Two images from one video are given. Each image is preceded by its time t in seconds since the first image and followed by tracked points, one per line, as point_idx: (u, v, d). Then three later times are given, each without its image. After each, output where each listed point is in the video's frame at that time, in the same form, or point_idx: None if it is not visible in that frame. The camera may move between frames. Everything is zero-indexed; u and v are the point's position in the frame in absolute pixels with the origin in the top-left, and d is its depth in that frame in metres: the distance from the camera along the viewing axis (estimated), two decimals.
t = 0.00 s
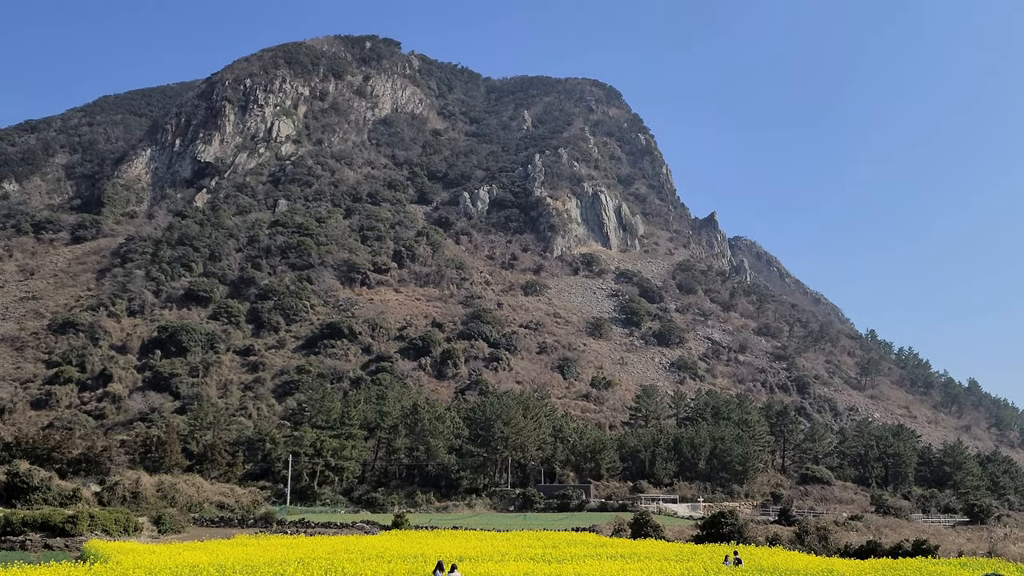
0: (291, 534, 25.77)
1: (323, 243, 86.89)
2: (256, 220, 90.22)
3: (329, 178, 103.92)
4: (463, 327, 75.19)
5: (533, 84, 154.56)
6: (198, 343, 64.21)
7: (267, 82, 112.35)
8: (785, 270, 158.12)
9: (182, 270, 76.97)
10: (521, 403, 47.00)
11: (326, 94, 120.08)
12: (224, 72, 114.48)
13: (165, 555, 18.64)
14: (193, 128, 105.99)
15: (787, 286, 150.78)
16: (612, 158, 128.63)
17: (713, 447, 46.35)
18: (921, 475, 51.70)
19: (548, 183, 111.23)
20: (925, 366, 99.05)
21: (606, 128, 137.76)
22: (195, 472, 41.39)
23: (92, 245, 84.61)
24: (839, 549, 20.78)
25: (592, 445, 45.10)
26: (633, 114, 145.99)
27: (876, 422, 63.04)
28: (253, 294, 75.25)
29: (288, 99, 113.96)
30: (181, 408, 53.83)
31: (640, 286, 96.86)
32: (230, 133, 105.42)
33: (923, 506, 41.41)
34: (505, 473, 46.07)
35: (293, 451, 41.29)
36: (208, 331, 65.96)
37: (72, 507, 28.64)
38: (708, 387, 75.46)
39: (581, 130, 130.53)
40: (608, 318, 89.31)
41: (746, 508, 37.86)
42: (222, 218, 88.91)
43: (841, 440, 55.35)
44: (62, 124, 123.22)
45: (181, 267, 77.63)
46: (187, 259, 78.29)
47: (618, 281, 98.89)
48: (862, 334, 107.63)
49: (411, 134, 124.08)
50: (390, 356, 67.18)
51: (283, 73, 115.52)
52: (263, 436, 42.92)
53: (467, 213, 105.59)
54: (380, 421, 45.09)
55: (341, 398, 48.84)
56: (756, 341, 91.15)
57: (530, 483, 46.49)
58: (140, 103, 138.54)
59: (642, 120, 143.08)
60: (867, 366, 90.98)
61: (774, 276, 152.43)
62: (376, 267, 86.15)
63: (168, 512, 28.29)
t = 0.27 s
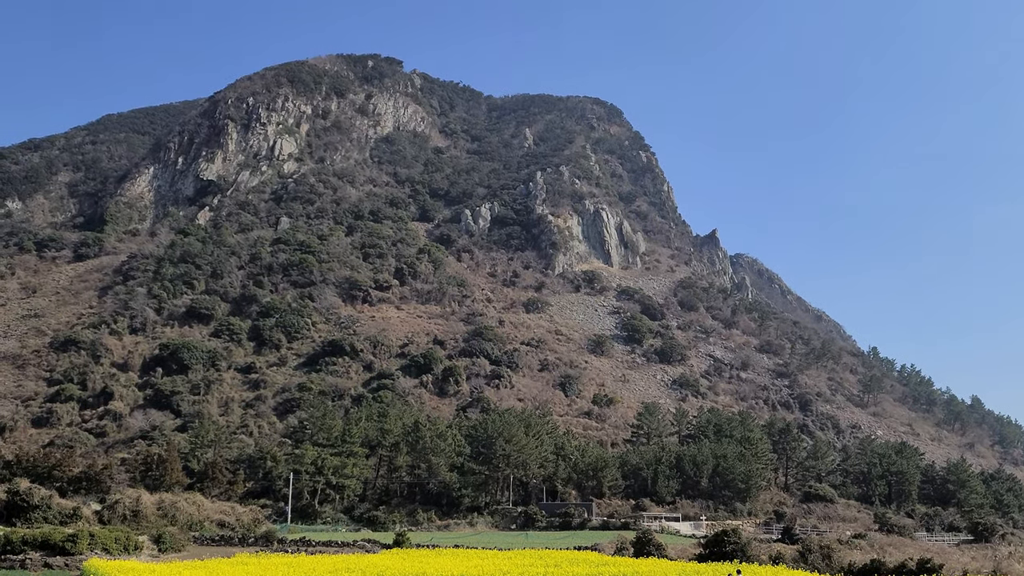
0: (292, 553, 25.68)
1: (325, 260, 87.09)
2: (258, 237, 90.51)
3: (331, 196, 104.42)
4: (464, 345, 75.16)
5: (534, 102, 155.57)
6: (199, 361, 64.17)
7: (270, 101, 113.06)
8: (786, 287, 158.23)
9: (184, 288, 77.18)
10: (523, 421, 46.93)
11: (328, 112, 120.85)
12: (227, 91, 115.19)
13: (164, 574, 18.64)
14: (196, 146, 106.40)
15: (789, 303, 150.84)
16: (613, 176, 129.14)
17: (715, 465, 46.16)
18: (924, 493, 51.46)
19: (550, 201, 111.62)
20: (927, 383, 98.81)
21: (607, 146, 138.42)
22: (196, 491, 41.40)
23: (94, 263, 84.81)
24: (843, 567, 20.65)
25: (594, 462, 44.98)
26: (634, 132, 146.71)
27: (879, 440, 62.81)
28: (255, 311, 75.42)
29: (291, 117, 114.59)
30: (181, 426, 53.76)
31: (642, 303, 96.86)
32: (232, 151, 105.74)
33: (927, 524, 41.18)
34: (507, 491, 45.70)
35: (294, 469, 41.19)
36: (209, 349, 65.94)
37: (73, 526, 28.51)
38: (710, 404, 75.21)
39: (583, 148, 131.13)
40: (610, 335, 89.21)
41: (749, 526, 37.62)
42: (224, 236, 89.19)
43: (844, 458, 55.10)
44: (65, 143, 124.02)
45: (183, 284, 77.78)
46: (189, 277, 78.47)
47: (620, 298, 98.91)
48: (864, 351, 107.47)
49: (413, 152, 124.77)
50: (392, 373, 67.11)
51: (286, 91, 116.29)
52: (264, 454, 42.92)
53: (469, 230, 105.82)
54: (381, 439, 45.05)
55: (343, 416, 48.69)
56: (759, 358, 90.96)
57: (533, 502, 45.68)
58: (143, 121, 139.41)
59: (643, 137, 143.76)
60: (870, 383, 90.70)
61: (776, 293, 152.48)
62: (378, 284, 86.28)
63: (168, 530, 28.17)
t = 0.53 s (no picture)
0: (292, 571, 25.56)
1: (326, 276, 87.21)
2: (259, 253, 90.73)
3: (333, 213, 104.77)
4: (465, 361, 75.04)
5: (534, 119, 156.41)
6: (199, 377, 64.10)
7: (272, 118, 113.68)
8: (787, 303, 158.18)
9: (186, 304, 77.28)
10: (524, 437, 46.79)
11: (330, 129, 121.50)
12: (229, 108, 115.88)
13: None
14: (197, 163, 106.65)
15: (790, 319, 150.78)
16: (614, 192, 129.53)
17: (717, 482, 45.92)
18: (927, 510, 51.18)
19: (550, 217, 111.89)
20: (929, 399, 98.52)
21: (607, 162, 138.99)
22: (196, 508, 40.82)
23: (96, 280, 84.94)
24: None
25: (596, 479, 44.82)
26: (634, 148, 147.38)
27: (881, 457, 62.56)
28: (256, 327, 75.52)
29: (293, 134, 115.15)
30: (182, 443, 53.71)
31: (643, 319, 96.82)
32: (234, 168, 105.87)
33: (930, 541, 40.91)
34: (508, 508, 45.28)
35: (294, 486, 41.06)
36: (210, 365, 65.89)
37: (71, 543, 28.38)
38: (712, 421, 74.90)
39: (583, 164, 131.63)
40: (611, 351, 89.04)
41: (752, 544, 37.36)
42: (226, 252, 89.41)
43: (846, 475, 54.82)
44: (68, 160, 124.59)
45: (184, 300, 77.87)
46: (190, 293, 78.57)
47: (620, 314, 98.90)
48: (865, 367, 107.23)
49: (414, 168, 125.31)
50: (392, 389, 66.98)
51: (287, 108, 116.99)
52: (265, 471, 42.86)
53: (470, 246, 105.98)
54: (382, 455, 44.91)
55: (343, 432, 48.54)
56: (760, 375, 90.76)
57: (534, 519, 46.01)
58: (145, 138, 140.22)
59: (643, 154, 144.41)
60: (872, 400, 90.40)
61: (777, 309, 152.44)
62: (379, 300, 86.33)
63: (168, 547, 28.05)
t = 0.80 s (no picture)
0: None
1: (327, 290, 87.29)
2: (261, 268, 90.89)
3: (334, 227, 105.08)
4: (466, 375, 74.91)
5: (535, 133, 157.11)
6: (200, 392, 64.02)
7: (273, 132, 114.22)
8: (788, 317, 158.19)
9: (186, 318, 77.34)
10: (525, 452, 46.68)
11: (331, 143, 122.04)
12: (230, 123, 116.45)
13: None
14: (199, 177, 106.72)
15: (790, 333, 150.76)
16: (614, 206, 129.85)
17: (718, 497, 45.74)
18: (930, 525, 50.98)
19: (551, 231, 112.09)
20: (931, 413, 98.29)
21: (608, 177, 139.46)
22: (195, 523, 40.69)
23: (97, 294, 85.02)
24: None
25: (597, 494, 44.69)
26: (634, 163, 147.96)
27: (883, 471, 62.37)
28: (256, 341, 75.56)
29: (294, 149, 115.68)
30: (181, 458, 53.65)
31: (644, 333, 96.76)
32: (235, 183, 105.99)
33: (933, 557, 40.67)
34: (509, 522, 44.92)
35: (295, 501, 40.94)
36: (211, 380, 65.80)
37: (70, 559, 28.24)
38: (713, 435, 74.72)
39: (584, 179, 132.04)
40: (612, 365, 88.89)
41: (755, 559, 37.09)
42: (227, 266, 89.57)
43: (849, 489, 54.58)
44: (69, 175, 125.03)
45: (185, 315, 77.92)
46: (191, 307, 78.59)
47: (621, 328, 98.88)
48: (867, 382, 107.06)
49: (415, 183, 125.78)
50: (393, 404, 66.85)
51: (289, 123, 117.57)
52: (265, 486, 42.80)
53: (471, 260, 106.13)
54: (383, 470, 44.78)
55: (344, 447, 48.40)
56: (761, 389, 90.54)
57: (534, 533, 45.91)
58: (147, 153, 140.84)
59: (643, 168, 144.97)
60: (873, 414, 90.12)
61: (778, 323, 152.42)
62: (379, 314, 86.37)
63: (167, 563, 27.92)
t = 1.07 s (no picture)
0: None
1: (327, 303, 87.32)
2: (261, 281, 90.99)
3: (334, 240, 105.33)
4: (467, 388, 74.76)
5: (535, 147, 157.73)
6: (200, 405, 63.91)
7: (274, 146, 114.63)
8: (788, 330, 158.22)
9: (187, 331, 77.28)
10: (525, 465, 46.59)
11: (332, 157, 122.48)
12: (231, 136, 116.85)
13: None
14: (200, 191, 106.05)
15: (790, 345, 150.77)
16: (615, 219, 130.09)
17: (719, 510, 45.58)
18: (932, 538, 50.79)
19: (552, 244, 112.20)
20: (932, 426, 98.08)
21: (608, 190, 139.83)
22: (195, 537, 40.66)
23: (98, 307, 85.03)
24: None
25: (598, 507, 44.60)
26: (635, 176, 148.44)
27: (884, 484, 62.20)
28: (257, 353, 75.60)
29: (295, 162, 116.06)
30: (181, 471, 53.61)
31: (644, 346, 96.70)
32: (236, 196, 106.15)
33: (935, 570, 40.50)
34: (510, 536, 44.64)
35: (295, 515, 40.78)
36: (211, 393, 65.67)
37: (69, 573, 28.11)
38: (714, 448, 74.54)
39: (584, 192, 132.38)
40: (613, 378, 88.69)
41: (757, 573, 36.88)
42: (228, 279, 89.65)
43: (851, 502, 54.34)
44: (71, 188, 125.35)
45: (186, 328, 77.88)
46: (191, 320, 78.56)
47: (622, 341, 98.85)
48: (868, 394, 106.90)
49: (416, 196, 126.18)
50: (393, 417, 66.70)
51: (290, 136, 118.04)
52: (265, 499, 42.67)
53: (471, 273, 106.24)
54: (383, 483, 44.63)
55: (344, 460, 48.24)
56: (762, 402, 90.33)
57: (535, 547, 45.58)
58: (148, 167, 141.29)
59: (643, 182, 145.43)
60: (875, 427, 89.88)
61: (778, 336, 152.41)
62: (380, 327, 86.39)
63: None
